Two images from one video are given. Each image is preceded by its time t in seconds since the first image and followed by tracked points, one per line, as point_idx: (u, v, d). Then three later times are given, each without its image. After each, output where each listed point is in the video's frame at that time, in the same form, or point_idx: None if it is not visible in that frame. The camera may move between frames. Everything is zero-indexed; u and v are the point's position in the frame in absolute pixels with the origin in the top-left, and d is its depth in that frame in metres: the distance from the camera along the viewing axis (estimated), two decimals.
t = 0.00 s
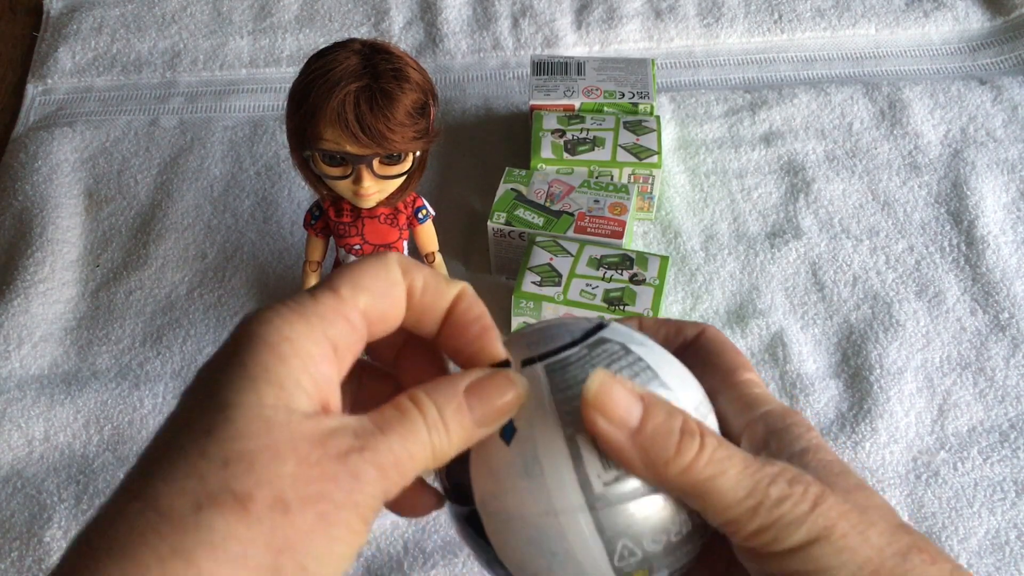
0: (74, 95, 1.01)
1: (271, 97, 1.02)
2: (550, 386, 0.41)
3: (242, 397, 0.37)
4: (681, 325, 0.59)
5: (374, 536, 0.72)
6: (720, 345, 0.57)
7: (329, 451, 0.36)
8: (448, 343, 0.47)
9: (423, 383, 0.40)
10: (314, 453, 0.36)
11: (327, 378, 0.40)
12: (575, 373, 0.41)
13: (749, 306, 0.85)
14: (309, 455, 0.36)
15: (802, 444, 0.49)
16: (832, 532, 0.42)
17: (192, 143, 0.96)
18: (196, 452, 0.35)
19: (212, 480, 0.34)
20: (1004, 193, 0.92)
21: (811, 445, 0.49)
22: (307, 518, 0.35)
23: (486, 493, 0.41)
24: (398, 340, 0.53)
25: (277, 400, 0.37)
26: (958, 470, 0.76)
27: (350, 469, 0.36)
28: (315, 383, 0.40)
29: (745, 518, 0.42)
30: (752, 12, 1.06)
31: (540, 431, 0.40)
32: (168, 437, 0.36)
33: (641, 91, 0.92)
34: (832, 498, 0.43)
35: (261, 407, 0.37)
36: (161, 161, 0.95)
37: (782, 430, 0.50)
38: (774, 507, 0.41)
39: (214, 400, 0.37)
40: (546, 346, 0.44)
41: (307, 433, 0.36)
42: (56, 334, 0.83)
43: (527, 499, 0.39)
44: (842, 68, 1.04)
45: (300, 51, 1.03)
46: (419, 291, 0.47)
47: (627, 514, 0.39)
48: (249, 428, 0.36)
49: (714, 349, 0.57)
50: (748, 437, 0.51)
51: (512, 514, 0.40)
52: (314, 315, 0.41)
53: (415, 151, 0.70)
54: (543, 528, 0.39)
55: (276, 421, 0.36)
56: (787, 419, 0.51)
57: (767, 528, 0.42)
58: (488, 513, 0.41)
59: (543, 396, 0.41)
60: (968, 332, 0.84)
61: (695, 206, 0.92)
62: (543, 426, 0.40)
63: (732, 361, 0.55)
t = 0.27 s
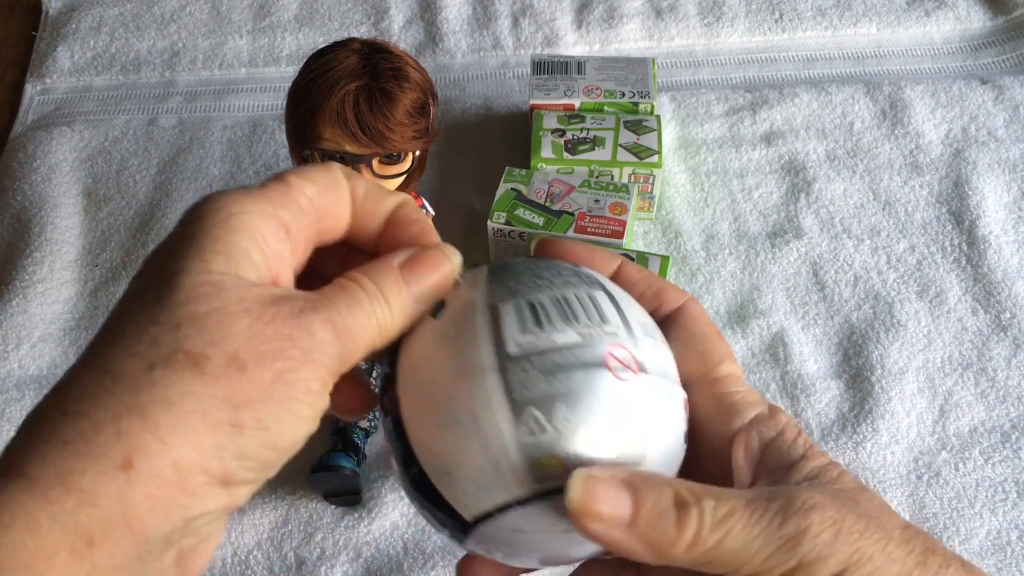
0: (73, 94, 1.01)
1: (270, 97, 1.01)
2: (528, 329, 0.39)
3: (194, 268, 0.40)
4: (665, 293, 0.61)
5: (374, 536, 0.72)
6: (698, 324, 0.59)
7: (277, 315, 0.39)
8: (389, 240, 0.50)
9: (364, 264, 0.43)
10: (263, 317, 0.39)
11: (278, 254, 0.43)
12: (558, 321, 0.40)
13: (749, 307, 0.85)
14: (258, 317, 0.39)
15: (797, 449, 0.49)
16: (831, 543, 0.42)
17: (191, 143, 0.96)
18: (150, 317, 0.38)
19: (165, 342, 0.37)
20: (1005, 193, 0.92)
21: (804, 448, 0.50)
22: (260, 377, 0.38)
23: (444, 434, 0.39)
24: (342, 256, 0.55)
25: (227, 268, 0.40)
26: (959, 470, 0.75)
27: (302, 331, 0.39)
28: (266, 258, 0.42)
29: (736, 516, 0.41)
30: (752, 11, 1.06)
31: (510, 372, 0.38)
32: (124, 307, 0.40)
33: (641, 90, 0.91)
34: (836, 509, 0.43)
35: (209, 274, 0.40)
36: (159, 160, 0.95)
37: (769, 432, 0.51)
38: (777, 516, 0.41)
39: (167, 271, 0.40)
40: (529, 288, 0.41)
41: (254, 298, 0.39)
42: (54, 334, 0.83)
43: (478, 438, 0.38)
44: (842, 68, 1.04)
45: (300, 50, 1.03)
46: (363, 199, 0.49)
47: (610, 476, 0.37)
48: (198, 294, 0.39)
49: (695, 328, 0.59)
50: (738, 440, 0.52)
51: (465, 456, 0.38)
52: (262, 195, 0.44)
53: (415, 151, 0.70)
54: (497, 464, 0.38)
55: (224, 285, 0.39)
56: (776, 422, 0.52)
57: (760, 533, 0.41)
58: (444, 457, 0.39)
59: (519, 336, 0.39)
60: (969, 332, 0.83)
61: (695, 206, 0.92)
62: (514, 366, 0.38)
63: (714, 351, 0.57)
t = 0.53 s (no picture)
0: (71, 93, 1.01)
1: (270, 96, 1.01)
2: (511, 305, 0.40)
3: (226, 318, 0.38)
4: (662, 292, 0.60)
5: (373, 537, 0.72)
6: (694, 320, 0.58)
7: (314, 353, 0.38)
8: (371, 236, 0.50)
9: (362, 273, 0.43)
10: (304, 363, 0.38)
11: (291, 283, 0.42)
12: (543, 300, 0.40)
13: (750, 307, 0.84)
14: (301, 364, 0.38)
15: (778, 449, 0.49)
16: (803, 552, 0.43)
17: (190, 143, 0.95)
18: (194, 377, 0.37)
19: (219, 404, 0.36)
20: (1006, 193, 0.92)
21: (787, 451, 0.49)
22: (316, 421, 0.38)
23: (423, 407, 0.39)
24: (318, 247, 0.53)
25: (254, 310, 0.39)
26: (961, 471, 0.75)
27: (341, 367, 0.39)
28: (282, 287, 0.41)
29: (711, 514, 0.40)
30: (753, 10, 1.05)
31: (489, 344, 0.38)
32: (158, 363, 0.38)
33: (641, 90, 0.91)
34: (807, 514, 0.43)
35: (241, 323, 0.38)
36: (158, 160, 0.94)
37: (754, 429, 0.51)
38: (751, 519, 0.42)
39: (200, 325, 0.38)
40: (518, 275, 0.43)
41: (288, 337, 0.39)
42: (53, 334, 0.83)
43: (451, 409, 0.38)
44: (843, 67, 1.04)
45: (299, 50, 1.03)
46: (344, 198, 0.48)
47: (586, 458, 0.36)
48: (240, 347, 0.37)
49: (690, 326, 0.58)
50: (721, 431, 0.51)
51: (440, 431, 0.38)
52: (263, 221, 0.42)
53: (414, 150, 0.70)
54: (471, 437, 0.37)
55: (261, 333, 0.38)
56: (762, 418, 0.52)
57: (732, 532, 0.41)
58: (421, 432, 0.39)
59: (501, 311, 0.39)
60: (971, 332, 0.83)
61: (696, 206, 0.92)
62: (494, 338, 0.38)
63: (707, 347, 0.56)
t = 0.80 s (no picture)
0: (71, 93, 1.01)
1: (269, 96, 1.01)
2: (542, 266, 0.46)
3: (205, 331, 0.39)
4: (687, 270, 0.67)
5: (373, 537, 0.71)
6: (715, 298, 0.65)
7: (309, 348, 0.39)
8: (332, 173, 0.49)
9: (336, 234, 0.43)
10: (300, 362, 0.39)
11: (261, 271, 0.44)
12: (573, 267, 0.46)
13: (750, 307, 0.84)
14: (297, 365, 0.39)
15: (784, 428, 0.55)
16: (806, 522, 0.46)
17: (190, 143, 0.95)
18: (186, 406, 0.38)
19: (220, 428, 0.37)
20: (1007, 193, 0.92)
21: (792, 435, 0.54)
22: (327, 421, 0.39)
23: (442, 355, 0.44)
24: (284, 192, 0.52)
25: (236, 317, 0.40)
26: (962, 471, 0.75)
27: (337, 355, 0.40)
28: (255, 280, 0.43)
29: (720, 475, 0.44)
30: (754, 9, 1.05)
31: (515, 299, 0.44)
32: (146, 399, 0.38)
33: (641, 90, 0.91)
34: (812, 488, 0.47)
35: (225, 334, 0.39)
36: (158, 160, 0.94)
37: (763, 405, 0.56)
38: (762, 478, 0.45)
39: (180, 348, 0.39)
40: (552, 240, 0.49)
41: (276, 335, 0.40)
42: (52, 334, 0.82)
43: (470, 357, 0.43)
44: (844, 67, 1.04)
45: (299, 50, 1.02)
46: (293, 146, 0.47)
47: (589, 409, 0.41)
48: (228, 361, 0.38)
49: (709, 300, 0.65)
50: (731, 403, 0.57)
51: (454, 379, 0.44)
52: (215, 213, 0.43)
53: (414, 150, 0.69)
54: (484, 384, 0.43)
55: (246, 340, 0.39)
56: (772, 399, 0.57)
57: (738, 491, 0.44)
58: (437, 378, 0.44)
59: (531, 266, 0.46)
60: (971, 332, 0.83)
61: (696, 206, 0.92)
62: (520, 294, 0.44)
63: (724, 323, 0.62)
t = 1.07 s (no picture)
0: (70, 93, 1.00)
1: (269, 95, 1.01)
2: (582, 253, 0.46)
3: (145, 360, 0.36)
4: (716, 276, 0.63)
5: (373, 537, 0.71)
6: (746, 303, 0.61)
7: (259, 380, 0.37)
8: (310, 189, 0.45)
9: (310, 255, 0.40)
10: (249, 396, 0.36)
11: (217, 295, 0.40)
12: (609, 256, 0.46)
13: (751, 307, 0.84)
14: (245, 400, 0.36)
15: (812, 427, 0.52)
16: (832, 508, 0.44)
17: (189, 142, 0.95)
18: (123, 442, 0.35)
19: (159, 467, 0.34)
20: (1008, 193, 0.91)
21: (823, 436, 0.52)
22: (278, 460, 0.36)
23: (480, 336, 0.44)
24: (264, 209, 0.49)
25: (180, 345, 0.37)
26: (963, 472, 0.75)
27: (291, 386, 0.37)
28: (208, 305, 0.39)
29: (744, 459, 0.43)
30: (754, 9, 1.05)
31: (553, 281, 0.44)
32: (84, 432, 0.36)
33: (641, 89, 0.91)
34: (837, 475, 0.46)
35: (166, 364, 0.36)
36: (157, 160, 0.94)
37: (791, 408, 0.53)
38: (786, 463, 0.44)
39: (118, 378, 0.36)
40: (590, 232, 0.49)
41: (224, 364, 0.37)
42: (51, 334, 0.82)
43: (506, 337, 0.43)
44: (845, 66, 1.04)
45: (298, 49, 1.02)
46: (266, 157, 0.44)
47: (623, 393, 0.41)
48: (167, 393, 0.36)
49: (739, 305, 0.61)
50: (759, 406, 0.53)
51: (491, 359, 0.44)
52: (169, 235, 0.39)
53: (414, 150, 0.69)
54: (519, 365, 0.43)
55: (189, 370, 0.36)
56: (800, 400, 0.54)
57: (763, 474, 0.44)
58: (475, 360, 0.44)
59: (571, 254, 0.45)
60: (973, 332, 0.83)
61: (697, 205, 0.92)
62: (558, 277, 0.44)
63: (754, 327, 0.59)
